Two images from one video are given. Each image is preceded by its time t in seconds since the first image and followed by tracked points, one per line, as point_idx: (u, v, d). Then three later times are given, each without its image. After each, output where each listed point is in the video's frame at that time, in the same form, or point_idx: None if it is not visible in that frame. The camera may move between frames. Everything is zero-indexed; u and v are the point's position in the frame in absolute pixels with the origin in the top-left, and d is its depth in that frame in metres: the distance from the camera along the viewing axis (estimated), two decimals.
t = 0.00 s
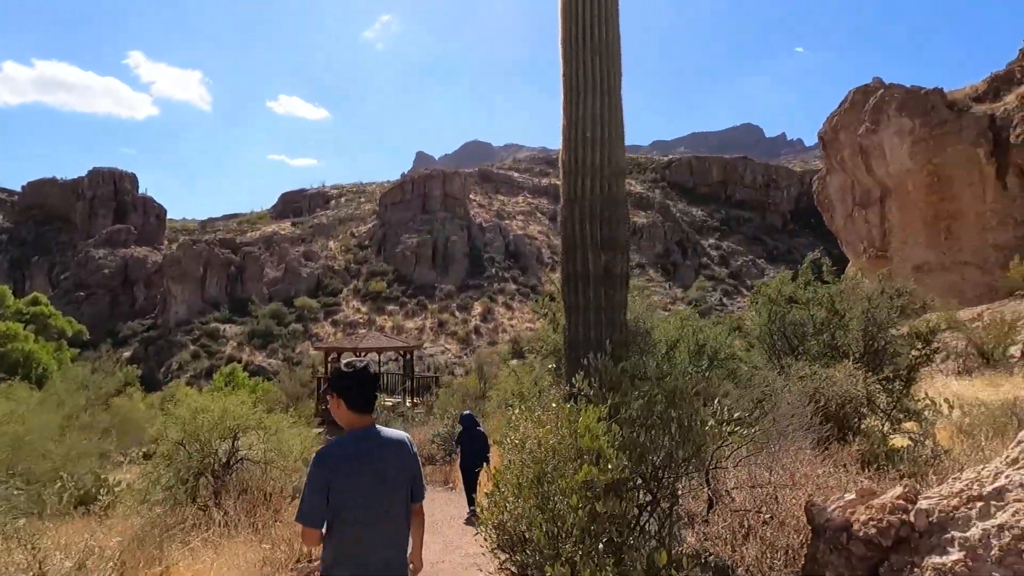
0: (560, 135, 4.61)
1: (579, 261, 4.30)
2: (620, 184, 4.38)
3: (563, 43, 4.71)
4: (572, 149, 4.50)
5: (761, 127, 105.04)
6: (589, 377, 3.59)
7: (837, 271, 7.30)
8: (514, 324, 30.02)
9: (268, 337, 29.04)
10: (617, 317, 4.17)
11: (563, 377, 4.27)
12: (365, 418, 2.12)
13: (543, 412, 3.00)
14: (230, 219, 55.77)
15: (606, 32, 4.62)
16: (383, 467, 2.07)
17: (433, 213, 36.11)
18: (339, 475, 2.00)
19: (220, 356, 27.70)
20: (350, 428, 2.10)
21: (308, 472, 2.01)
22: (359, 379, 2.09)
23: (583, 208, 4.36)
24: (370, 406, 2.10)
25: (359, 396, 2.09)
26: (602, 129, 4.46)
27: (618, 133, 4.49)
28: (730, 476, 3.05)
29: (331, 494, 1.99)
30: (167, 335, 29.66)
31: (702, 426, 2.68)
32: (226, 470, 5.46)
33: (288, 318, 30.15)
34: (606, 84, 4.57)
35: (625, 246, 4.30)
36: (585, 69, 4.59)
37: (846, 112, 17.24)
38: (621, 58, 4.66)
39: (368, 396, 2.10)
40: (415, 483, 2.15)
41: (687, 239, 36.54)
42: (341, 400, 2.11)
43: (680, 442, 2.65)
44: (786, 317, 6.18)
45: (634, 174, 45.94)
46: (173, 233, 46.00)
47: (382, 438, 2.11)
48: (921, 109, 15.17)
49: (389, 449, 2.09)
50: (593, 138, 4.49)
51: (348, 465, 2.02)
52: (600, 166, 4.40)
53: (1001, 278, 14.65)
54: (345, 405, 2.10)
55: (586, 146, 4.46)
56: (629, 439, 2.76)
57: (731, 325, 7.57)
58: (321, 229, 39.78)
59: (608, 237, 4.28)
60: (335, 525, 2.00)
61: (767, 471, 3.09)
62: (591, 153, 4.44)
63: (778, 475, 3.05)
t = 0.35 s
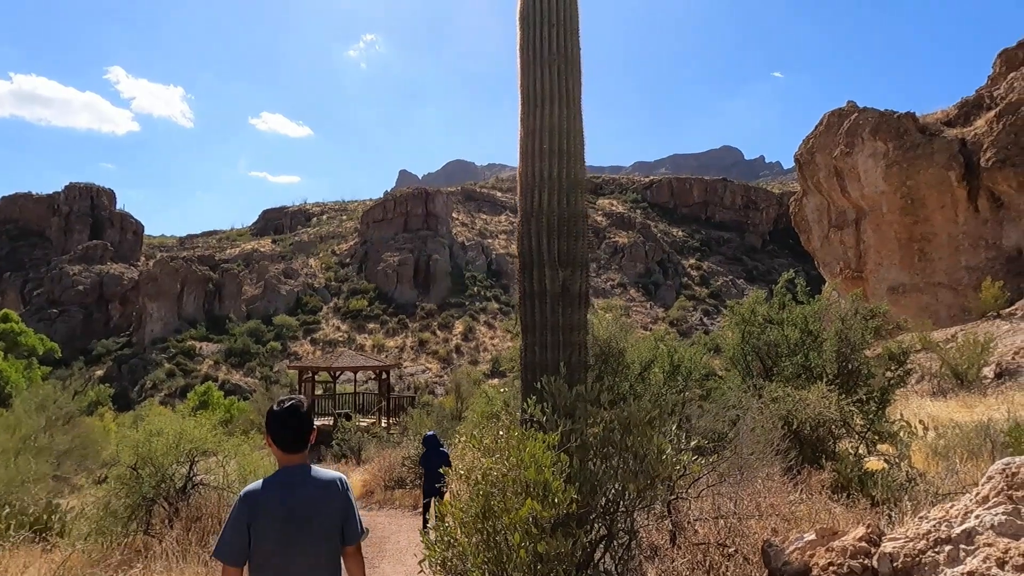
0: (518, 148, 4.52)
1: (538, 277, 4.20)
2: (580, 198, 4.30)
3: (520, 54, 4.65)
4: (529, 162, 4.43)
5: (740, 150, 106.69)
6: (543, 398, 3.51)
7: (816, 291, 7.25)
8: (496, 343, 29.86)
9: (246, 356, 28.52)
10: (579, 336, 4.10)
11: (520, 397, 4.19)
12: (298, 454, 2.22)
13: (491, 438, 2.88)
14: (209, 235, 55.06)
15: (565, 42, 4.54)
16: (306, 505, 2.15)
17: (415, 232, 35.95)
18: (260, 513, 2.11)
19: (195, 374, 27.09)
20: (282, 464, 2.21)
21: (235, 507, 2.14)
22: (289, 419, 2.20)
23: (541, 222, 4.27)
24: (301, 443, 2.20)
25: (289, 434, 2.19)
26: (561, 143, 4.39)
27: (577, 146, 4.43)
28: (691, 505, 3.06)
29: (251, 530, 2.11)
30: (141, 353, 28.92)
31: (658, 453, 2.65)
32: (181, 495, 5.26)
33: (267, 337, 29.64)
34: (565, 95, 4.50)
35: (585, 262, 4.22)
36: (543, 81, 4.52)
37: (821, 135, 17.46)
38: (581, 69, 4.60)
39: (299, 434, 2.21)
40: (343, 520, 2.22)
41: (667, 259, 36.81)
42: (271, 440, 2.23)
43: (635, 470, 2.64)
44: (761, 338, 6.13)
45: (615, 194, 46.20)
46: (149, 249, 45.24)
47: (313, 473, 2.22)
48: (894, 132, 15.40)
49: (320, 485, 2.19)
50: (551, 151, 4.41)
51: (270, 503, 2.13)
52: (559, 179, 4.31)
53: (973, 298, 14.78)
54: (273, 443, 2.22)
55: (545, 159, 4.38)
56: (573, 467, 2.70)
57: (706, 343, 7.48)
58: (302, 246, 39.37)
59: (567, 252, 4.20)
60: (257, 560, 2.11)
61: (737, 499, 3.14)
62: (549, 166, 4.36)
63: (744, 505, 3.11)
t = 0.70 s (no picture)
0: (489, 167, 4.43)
1: (509, 300, 4.08)
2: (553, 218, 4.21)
3: (492, 69, 4.56)
4: (500, 181, 4.32)
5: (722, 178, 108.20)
6: (513, 431, 3.51)
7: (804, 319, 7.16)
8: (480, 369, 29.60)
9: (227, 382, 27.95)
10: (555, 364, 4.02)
11: (491, 427, 4.07)
12: (256, 494, 2.08)
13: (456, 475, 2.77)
14: (192, 259, 54.47)
15: (538, 59, 4.48)
16: (260, 552, 1.98)
17: (400, 257, 35.80)
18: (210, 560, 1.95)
19: (174, 401, 26.45)
20: (237, 507, 2.07)
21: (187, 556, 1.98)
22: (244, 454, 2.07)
23: (512, 243, 4.15)
24: (257, 481, 2.06)
25: (244, 473, 2.06)
26: (534, 161, 4.30)
27: (550, 165, 4.35)
28: (672, 547, 2.98)
29: None
30: (119, 379, 28.28)
31: (633, 495, 2.67)
32: (141, 532, 5.00)
33: (248, 362, 29.13)
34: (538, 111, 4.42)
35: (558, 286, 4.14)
36: (515, 95, 4.42)
37: (803, 163, 17.66)
38: (555, 86, 4.53)
39: (257, 473, 2.08)
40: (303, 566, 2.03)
41: (651, 285, 36.91)
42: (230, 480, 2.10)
43: (609, 515, 2.67)
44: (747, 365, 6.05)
45: (601, 220, 46.42)
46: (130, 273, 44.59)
47: (268, 516, 2.06)
48: (873, 161, 15.59)
49: (275, 529, 2.02)
50: (524, 168, 4.31)
51: (222, 549, 1.97)
52: (532, 199, 4.21)
53: (954, 325, 14.79)
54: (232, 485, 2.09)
55: (517, 177, 4.28)
56: (544, 512, 2.70)
57: (689, 368, 7.35)
58: (286, 271, 38.99)
59: (539, 275, 4.10)
60: None
61: (721, 540, 3.04)
62: (521, 184, 4.26)
63: (728, 546, 3.01)
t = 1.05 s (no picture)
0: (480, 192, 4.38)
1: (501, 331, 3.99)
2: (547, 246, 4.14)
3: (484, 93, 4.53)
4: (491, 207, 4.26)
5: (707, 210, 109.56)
6: (505, 472, 3.46)
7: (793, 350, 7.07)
8: (467, 399, 29.27)
9: (209, 413, 27.35)
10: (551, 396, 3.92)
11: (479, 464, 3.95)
12: (246, 541, 2.26)
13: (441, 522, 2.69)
14: (177, 287, 53.89)
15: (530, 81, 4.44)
16: None
17: (388, 286, 35.61)
18: None
19: (154, 432, 25.80)
20: (229, 554, 2.23)
21: None
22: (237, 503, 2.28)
23: (504, 270, 4.07)
24: (246, 529, 2.25)
25: (235, 519, 2.25)
26: (527, 187, 4.23)
27: (544, 189, 4.28)
28: None
29: None
30: (97, 409, 27.59)
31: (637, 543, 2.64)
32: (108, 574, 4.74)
33: (231, 392, 28.57)
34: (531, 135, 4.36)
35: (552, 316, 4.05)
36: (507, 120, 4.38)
37: (789, 195, 17.83)
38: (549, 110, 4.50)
39: (248, 519, 2.26)
40: None
41: (639, 315, 36.94)
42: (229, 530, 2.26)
43: (610, 565, 2.62)
44: (739, 397, 5.93)
45: (588, 250, 46.60)
46: (113, 301, 43.93)
47: (259, 561, 2.21)
48: (858, 194, 15.72)
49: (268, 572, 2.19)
50: (516, 194, 4.25)
51: None
52: (524, 225, 4.14)
53: (940, 356, 14.66)
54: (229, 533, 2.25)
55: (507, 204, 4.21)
56: (538, 562, 2.68)
57: (681, 399, 7.24)
58: (272, 299, 38.62)
59: (533, 304, 4.01)
60: None
61: None
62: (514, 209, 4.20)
63: None
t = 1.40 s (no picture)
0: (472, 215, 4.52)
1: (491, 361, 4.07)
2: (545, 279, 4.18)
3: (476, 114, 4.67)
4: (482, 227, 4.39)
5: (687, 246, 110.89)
6: (499, 521, 3.50)
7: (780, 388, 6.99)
8: (448, 436, 28.82)
9: (183, 448, 26.58)
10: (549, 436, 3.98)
11: (472, 510, 3.94)
12: None
13: None
14: (154, 320, 52.95)
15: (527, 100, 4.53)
16: None
17: (369, 320, 35.33)
18: None
19: (125, 468, 24.98)
20: None
21: None
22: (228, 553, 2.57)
23: (497, 300, 4.14)
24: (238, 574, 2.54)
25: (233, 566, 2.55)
26: (522, 212, 4.31)
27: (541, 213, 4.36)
28: None
29: None
30: (66, 445, 26.67)
31: None
32: None
33: (206, 428, 27.83)
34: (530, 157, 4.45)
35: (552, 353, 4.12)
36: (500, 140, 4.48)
37: (770, 232, 18.05)
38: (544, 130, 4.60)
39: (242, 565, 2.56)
40: None
41: (621, 351, 36.90)
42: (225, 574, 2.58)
43: None
44: (728, 436, 5.81)
45: (571, 285, 46.73)
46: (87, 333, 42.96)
47: None
48: (838, 232, 15.94)
49: None
50: (511, 226, 4.32)
51: None
52: (521, 260, 4.20)
53: (921, 394, 14.66)
54: None
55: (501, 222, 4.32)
56: None
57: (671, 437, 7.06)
58: (251, 332, 38.05)
59: (529, 340, 4.06)
60: None
61: None
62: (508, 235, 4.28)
63: None
